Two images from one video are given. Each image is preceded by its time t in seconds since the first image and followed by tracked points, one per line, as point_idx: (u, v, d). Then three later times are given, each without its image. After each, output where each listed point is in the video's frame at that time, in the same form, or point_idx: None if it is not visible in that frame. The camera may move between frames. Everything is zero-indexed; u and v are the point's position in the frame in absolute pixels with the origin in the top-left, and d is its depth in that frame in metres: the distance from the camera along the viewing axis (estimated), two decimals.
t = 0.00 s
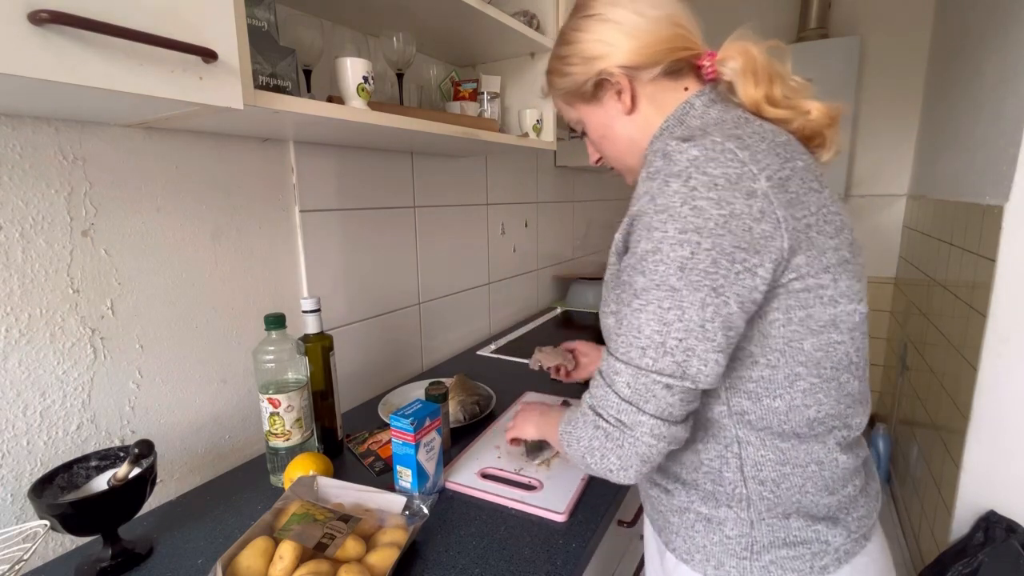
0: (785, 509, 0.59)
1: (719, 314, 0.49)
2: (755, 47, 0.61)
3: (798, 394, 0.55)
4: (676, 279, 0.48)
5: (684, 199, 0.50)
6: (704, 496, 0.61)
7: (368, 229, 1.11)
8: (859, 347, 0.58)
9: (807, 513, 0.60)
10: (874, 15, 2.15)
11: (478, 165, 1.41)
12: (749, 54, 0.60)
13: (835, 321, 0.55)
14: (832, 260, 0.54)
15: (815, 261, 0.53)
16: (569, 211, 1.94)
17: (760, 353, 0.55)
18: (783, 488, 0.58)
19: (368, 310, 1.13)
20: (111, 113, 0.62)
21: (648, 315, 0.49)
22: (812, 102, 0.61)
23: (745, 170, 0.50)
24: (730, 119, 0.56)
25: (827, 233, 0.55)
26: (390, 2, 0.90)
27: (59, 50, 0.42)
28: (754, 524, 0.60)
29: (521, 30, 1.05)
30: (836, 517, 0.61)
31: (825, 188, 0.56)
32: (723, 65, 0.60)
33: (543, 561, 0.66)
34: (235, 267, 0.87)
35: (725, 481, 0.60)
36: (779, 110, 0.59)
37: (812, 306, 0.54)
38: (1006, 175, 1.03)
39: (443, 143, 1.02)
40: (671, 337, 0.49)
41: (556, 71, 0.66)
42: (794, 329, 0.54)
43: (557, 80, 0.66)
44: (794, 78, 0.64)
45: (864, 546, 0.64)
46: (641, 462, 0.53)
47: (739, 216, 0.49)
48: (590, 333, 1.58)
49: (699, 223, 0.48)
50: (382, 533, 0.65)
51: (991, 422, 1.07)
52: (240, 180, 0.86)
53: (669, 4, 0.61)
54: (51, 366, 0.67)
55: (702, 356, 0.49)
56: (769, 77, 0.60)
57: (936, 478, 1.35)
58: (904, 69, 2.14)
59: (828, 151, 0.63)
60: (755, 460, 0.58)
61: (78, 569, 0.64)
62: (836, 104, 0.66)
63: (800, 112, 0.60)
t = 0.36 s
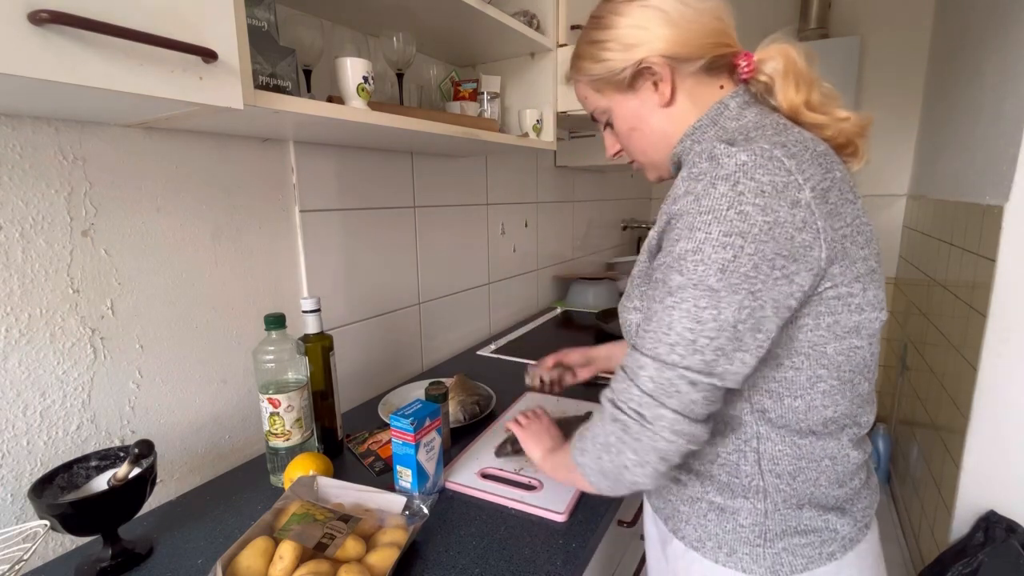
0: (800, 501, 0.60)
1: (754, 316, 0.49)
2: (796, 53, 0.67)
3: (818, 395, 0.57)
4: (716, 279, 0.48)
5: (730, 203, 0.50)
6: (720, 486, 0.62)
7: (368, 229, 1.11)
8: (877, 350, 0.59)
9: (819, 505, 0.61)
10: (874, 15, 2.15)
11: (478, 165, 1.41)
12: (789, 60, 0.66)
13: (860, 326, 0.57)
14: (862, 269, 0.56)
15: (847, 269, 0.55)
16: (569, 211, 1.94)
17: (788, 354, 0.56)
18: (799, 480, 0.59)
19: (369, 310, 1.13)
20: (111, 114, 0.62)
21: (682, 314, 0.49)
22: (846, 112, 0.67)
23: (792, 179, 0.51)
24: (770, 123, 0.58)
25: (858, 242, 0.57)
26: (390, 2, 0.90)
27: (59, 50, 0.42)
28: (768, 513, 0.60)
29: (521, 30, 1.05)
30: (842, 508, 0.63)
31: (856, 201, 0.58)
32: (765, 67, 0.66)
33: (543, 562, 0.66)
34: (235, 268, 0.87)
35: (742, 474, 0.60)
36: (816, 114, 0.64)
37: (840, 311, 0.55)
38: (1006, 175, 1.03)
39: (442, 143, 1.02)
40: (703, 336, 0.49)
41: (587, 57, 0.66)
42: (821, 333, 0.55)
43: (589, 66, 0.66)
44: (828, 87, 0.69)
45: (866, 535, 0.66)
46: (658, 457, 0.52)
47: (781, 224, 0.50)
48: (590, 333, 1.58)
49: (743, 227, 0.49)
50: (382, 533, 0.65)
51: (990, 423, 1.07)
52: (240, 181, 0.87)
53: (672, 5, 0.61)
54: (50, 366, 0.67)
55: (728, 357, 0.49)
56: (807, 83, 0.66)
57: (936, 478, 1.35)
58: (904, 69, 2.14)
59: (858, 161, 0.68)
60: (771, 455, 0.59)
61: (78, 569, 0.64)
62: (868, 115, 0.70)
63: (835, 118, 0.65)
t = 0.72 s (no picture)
0: (817, 499, 0.63)
1: (800, 320, 0.49)
2: (794, 56, 0.67)
3: (838, 395, 0.59)
4: (759, 284, 0.48)
5: (760, 206, 0.50)
6: (734, 486, 0.64)
7: (368, 229, 1.11)
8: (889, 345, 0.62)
9: (833, 502, 0.63)
10: (874, 15, 2.15)
11: (478, 165, 1.41)
12: (787, 65, 0.66)
13: (876, 322, 0.59)
14: (878, 266, 0.58)
15: (864, 267, 0.56)
16: (569, 211, 1.94)
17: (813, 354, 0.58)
18: (816, 479, 0.62)
19: (369, 310, 1.13)
20: (110, 113, 0.62)
21: (730, 323, 0.49)
22: (847, 113, 0.67)
23: (815, 179, 0.52)
24: (778, 126, 0.58)
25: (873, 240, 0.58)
26: (389, 2, 0.90)
27: (59, 50, 0.42)
28: (785, 512, 0.63)
29: (521, 30, 1.05)
30: (855, 504, 0.65)
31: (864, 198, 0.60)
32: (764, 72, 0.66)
33: (543, 561, 0.66)
34: (235, 268, 0.88)
35: (762, 473, 0.62)
36: (819, 117, 0.65)
37: (857, 311, 0.57)
38: (1006, 175, 1.03)
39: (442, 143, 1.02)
40: (756, 344, 0.49)
41: (588, 61, 0.65)
42: (842, 333, 0.57)
43: (590, 70, 0.65)
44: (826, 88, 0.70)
45: (877, 530, 0.69)
46: (713, 472, 0.53)
47: (812, 225, 0.50)
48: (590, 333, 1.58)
49: (779, 230, 0.49)
50: (382, 533, 0.65)
51: (991, 423, 1.07)
52: (240, 181, 0.87)
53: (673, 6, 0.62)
54: (51, 366, 0.67)
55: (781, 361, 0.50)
56: (807, 86, 0.66)
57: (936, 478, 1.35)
58: (904, 69, 2.14)
59: (859, 161, 0.69)
60: (790, 453, 0.61)
61: (78, 569, 0.64)
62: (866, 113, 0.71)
63: (837, 119, 0.65)
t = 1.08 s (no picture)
0: (818, 498, 0.63)
1: (804, 327, 0.50)
2: (795, 57, 0.67)
3: (841, 395, 0.59)
4: (764, 293, 0.49)
5: (764, 213, 0.50)
6: (736, 487, 0.64)
7: (368, 229, 1.11)
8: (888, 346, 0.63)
9: (834, 501, 0.64)
10: (874, 15, 2.15)
11: (478, 165, 1.41)
12: (788, 65, 0.66)
13: (877, 325, 0.59)
14: (878, 269, 0.58)
15: (867, 270, 0.57)
16: (569, 211, 1.94)
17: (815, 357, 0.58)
18: (816, 479, 0.62)
19: (369, 310, 1.13)
20: (110, 114, 0.62)
21: (736, 332, 0.49)
22: (849, 115, 0.67)
23: (818, 185, 0.52)
24: (782, 130, 0.58)
25: (873, 242, 0.59)
26: (389, 2, 0.90)
27: (59, 50, 0.42)
28: (787, 512, 0.63)
29: (521, 30, 1.05)
30: (855, 502, 0.65)
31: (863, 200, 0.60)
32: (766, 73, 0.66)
33: (543, 562, 0.66)
34: (235, 268, 0.88)
35: (761, 474, 0.62)
36: (820, 119, 0.65)
37: (862, 313, 0.57)
38: (1006, 175, 1.03)
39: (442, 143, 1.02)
40: (762, 353, 0.49)
41: (589, 64, 0.64)
42: (846, 336, 0.57)
43: (591, 74, 0.64)
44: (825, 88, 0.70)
45: (877, 529, 0.69)
46: (718, 475, 0.53)
47: (814, 231, 0.50)
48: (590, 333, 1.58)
49: (781, 237, 0.49)
50: (382, 533, 0.65)
51: (991, 422, 1.07)
52: (240, 181, 0.87)
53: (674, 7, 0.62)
54: (51, 366, 0.67)
55: (786, 370, 0.50)
56: (809, 88, 0.66)
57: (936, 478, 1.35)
58: (904, 69, 2.14)
59: (860, 163, 0.69)
60: (790, 454, 0.61)
61: (78, 569, 0.64)
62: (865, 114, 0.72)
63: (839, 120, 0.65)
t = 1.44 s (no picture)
0: (821, 501, 0.63)
1: (822, 328, 0.50)
2: (796, 58, 0.67)
3: (848, 395, 0.59)
4: (782, 297, 0.49)
5: (774, 215, 0.50)
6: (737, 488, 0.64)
7: (368, 229, 1.10)
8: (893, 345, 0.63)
9: (837, 504, 0.64)
10: (874, 15, 2.15)
11: (478, 165, 1.41)
12: (788, 65, 0.66)
13: (884, 325, 0.59)
14: (885, 269, 0.58)
15: (875, 269, 0.57)
16: (569, 211, 1.94)
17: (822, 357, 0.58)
18: (820, 481, 0.62)
19: (369, 310, 1.13)
20: (110, 113, 0.62)
21: (759, 338, 0.49)
22: (851, 116, 0.67)
23: (823, 185, 0.52)
24: (783, 130, 0.58)
25: (880, 241, 0.59)
26: (389, 2, 0.90)
27: (59, 50, 0.42)
28: (789, 513, 0.63)
29: (521, 31, 1.05)
30: (858, 506, 0.65)
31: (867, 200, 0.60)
32: (766, 74, 0.65)
33: (542, 562, 0.66)
34: (235, 268, 0.88)
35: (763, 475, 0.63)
36: (820, 121, 0.64)
37: (871, 313, 0.57)
38: (1006, 175, 1.03)
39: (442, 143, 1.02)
40: (786, 356, 0.49)
41: (586, 71, 0.65)
42: (855, 336, 0.57)
43: (590, 81, 0.65)
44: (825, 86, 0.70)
45: (880, 531, 0.69)
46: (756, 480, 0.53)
47: (825, 232, 0.50)
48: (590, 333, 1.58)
49: (794, 240, 0.49)
50: (382, 533, 0.65)
51: (991, 422, 1.07)
52: (240, 181, 0.87)
53: (673, 8, 0.62)
54: (51, 366, 0.67)
55: (810, 371, 0.50)
56: (810, 88, 0.66)
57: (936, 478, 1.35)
58: (904, 68, 2.14)
59: (863, 164, 0.69)
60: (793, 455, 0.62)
61: (78, 569, 0.64)
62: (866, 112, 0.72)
63: (840, 121, 0.66)
